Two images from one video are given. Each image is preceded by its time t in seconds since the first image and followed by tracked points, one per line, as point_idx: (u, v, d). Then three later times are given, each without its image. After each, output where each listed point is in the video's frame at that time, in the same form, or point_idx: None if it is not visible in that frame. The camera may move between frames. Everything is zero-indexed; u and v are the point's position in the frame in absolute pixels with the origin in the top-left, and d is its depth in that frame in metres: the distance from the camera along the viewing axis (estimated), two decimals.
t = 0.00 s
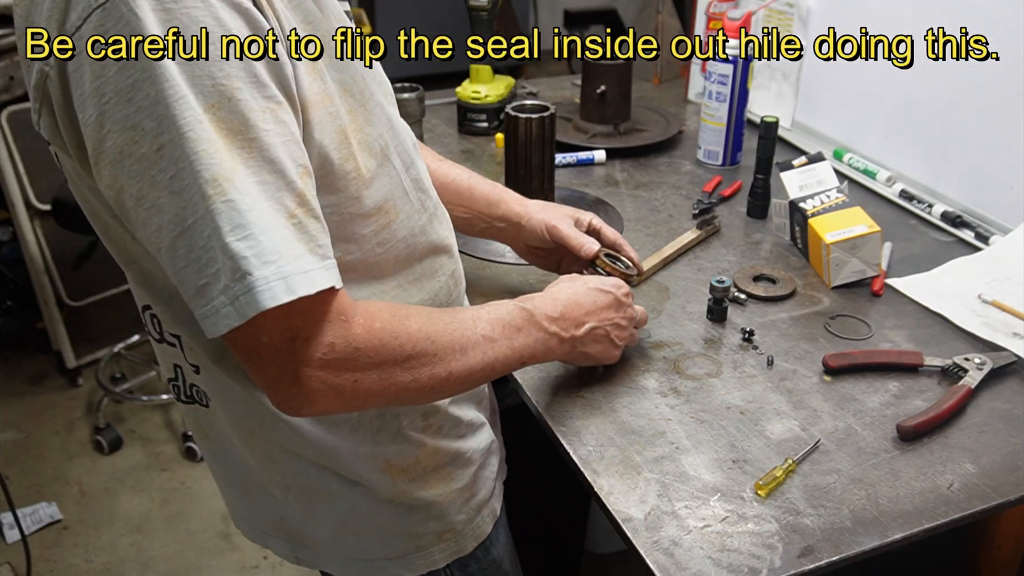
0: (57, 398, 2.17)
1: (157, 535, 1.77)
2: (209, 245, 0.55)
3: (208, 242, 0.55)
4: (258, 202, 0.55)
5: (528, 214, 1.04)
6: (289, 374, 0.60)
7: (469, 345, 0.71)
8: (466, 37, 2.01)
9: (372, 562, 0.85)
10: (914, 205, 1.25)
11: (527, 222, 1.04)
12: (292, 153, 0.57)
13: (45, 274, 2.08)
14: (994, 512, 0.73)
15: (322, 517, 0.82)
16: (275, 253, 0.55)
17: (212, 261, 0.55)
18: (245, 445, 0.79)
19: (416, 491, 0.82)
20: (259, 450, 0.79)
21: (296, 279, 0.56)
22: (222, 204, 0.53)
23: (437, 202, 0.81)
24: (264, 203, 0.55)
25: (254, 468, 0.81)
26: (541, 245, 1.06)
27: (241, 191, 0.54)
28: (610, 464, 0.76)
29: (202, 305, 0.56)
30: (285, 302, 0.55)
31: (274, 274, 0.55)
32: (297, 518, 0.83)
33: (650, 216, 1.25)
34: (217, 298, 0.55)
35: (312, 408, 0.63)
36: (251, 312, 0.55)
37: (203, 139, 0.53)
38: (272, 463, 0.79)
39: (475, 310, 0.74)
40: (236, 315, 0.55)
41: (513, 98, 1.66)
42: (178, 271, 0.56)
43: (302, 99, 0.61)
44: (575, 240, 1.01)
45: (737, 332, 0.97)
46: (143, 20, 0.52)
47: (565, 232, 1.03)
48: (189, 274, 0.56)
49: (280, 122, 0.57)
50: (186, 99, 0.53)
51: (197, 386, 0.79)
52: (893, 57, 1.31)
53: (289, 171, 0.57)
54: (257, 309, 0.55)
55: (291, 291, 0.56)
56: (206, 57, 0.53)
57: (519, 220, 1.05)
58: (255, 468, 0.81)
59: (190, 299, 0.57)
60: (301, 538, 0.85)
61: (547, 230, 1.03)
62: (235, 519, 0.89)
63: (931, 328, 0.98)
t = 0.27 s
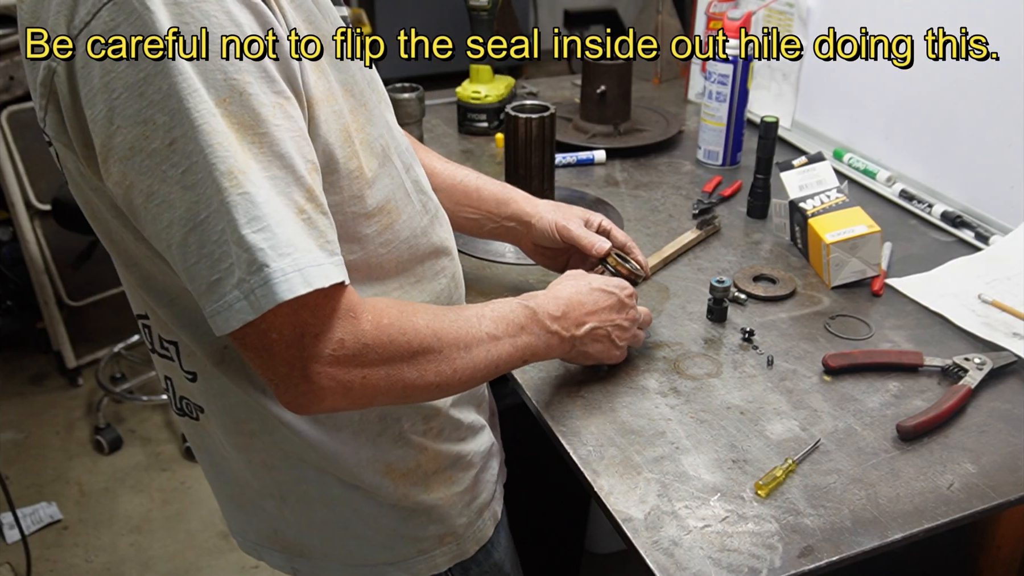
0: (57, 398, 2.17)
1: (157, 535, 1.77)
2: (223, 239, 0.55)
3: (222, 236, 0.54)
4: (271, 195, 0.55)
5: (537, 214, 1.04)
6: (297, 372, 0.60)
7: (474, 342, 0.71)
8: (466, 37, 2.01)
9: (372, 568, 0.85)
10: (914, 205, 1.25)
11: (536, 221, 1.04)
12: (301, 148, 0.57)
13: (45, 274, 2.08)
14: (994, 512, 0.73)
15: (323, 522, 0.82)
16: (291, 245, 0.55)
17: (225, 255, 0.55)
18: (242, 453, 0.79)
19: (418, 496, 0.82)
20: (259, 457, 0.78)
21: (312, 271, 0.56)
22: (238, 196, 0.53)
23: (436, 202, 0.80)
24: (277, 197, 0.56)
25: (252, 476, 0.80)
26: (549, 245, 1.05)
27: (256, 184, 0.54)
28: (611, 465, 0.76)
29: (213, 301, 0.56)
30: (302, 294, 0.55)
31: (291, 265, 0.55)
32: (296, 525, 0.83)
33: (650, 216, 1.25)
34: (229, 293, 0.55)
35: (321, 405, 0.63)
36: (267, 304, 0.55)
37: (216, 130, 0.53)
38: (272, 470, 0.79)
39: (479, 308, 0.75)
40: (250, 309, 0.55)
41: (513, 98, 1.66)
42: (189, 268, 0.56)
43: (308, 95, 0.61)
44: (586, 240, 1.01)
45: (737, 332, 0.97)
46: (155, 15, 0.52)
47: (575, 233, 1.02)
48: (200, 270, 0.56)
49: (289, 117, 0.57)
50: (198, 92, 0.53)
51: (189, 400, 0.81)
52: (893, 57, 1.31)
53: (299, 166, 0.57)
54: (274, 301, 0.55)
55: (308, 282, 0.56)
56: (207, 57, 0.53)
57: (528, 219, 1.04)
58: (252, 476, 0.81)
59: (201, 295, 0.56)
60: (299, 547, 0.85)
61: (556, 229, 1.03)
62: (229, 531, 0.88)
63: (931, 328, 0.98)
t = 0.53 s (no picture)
0: (57, 397, 2.18)
1: (157, 535, 1.77)
2: (217, 233, 0.55)
3: (216, 230, 0.54)
4: (268, 191, 0.55)
5: (522, 195, 1.04)
6: (291, 371, 0.60)
7: (468, 326, 0.70)
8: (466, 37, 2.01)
9: (364, 560, 0.85)
10: (914, 205, 1.25)
11: (520, 201, 1.04)
12: (302, 144, 0.57)
13: (45, 274, 2.08)
14: (994, 512, 0.73)
15: (314, 514, 0.82)
16: (286, 242, 0.55)
17: (219, 250, 0.55)
18: (236, 443, 0.79)
19: (409, 489, 0.82)
20: (250, 447, 0.79)
21: (307, 269, 0.56)
22: (234, 191, 0.54)
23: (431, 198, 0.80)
24: (274, 192, 0.55)
25: (244, 466, 0.81)
26: (535, 226, 1.05)
27: (253, 178, 0.54)
28: (611, 464, 0.77)
29: (204, 296, 0.56)
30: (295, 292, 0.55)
31: (285, 263, 0.55)
32: (289, 516, 0.83)
33: (650, 216, 1.25)
34: (221, 289, 0.55)
35: (319, 404, 0.63)
36: (258, 302, 0.55)
37: (216, 124, 0.53)
38: (263, 460, 0.79)
39: (471, 293, 0.74)
40: (241, 306, 0.55)
41: (513, 98, 1.66)
42: (181, 262, 0.56)
43: (310, 92, 0.61)
44: (568, 221, 1.00)
45: (737, 332, 0.97)
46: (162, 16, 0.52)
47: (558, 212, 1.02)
48: (193, 265, 0.56)
49: (290, 113, 0.57)
50: (197, 84, 0.53)
51: (186, 385, 0.80)
52: (893, 56, 1.31)
53: (300, 162, 0.57)
54: (267, 298, 0.55)
55: (302, 280, 0.56)
56: (207, 57, 0.53)
57: (513, 201, 1.04)
58: (245, 467, 0.81)
59: (193, 290, 0.56)
60: (292, 537, 0.85)
61: (540, 210, 1.03)
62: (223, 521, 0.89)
63: (931, 328, 0.98)
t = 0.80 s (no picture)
0: (57, 397, 2.18)
1: (157, 535, 1.77)
2: (218, 193, 0.54)
3: (217, 189, 0.54)
4: (277, 152, 0.54)
5: (511, 156, 1.04)
6: (293, 352, 0.59)
7: (470, 312, 0.70)
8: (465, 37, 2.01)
9: (318, 548, 0.83)
10: (914, 204, 1.25)
11: (509, 163, 1.04)
12: (318, 113, 0.57)
13: (45, 274, 2.08)
14: (994, 513, 0.73)
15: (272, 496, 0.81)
16: (290, 207, 0.55)
17: (218, 210, 0.54)
18: (203, 416, 0.79)
19: (373, 478, 0.81)
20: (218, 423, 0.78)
21: (308, 237, 0.55)
22: (242, 147, 0.53)
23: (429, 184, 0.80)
24: (283, 154, 0.55)
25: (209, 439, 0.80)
26: (522, 188, 1.05)
27: (264, 137, 0.54)
28: (611, 464, 0.77)
29: (194, 261, 0.56)
30: (293, 258, 0.55)
31: (286, 228, 0.54)
32: (248, 494, 0.82)
33: (650, 216, 1.25)
34: (212, 254, 0.55)
35: (320, 388, 0.62)
36: (251, 269, 0.54)
37: (231, 77, 0.52)
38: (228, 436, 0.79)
39: (472, 276, 0.73)
40: (231, 272, 0.55)
41: (513, 98, 1.66)
42: (175, 222, 0.56)
43: (328, 63, 0.61)
44: (559, 183, 1.01)
45: (737, 332, 0.97)
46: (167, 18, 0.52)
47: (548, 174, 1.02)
48: (188, 225, 0.55)
49: (305, 78, 0.57)
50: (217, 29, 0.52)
51: (157, 347, 0.80)
52: (893, 56, 1.31)
53: (315, 130, 0.57)
54: (262, 263, 0.54)
55: (302, 248, 0.55)
56: (206, 57, 0.52)
57: (501, 162, 1.04)
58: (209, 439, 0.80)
59: (184, 253, 0.56)
60: (248, 517, 0.84)
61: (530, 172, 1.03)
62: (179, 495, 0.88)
63: (931, 328, 0.98)
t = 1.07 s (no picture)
0: (57, 397, 2.18)
1: (157, 535, 1.77)
2: (248, 178, 0.53)
3: (249, 174, 0.53)
4: (318, 149, 0.55)
5: (502, 174, 1.04)
6: (258, 348, 0.58)
7: (432, 338, 0.70)
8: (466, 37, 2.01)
9: (279, 550, 0.82)
10: (914, 205, 1.25)
11: (502, 181, 1.04)
12: (343, 114, 0.60)
13: (45, 274, 2.07)
14: (995, 513, 0.73)
15: (237, 494, 0.80)
16: (325, 204, 0.55)
17: (244, 194, 0.54)
18: (171, 408, 0.78)
19: (343, 480, 0.80)
20: (189, 416, 0.77)
21: (337, 235, 0.56)
22: (286, 139, 0.53)
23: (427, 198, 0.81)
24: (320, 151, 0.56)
25: (176, 433, 0.79)
26: (512, 207, 1.05)
27: (309, 132, 0.54)
28: (610, 464, 0.76)
29: (205, 240, 0.54)
30: (320, 255, 0.55)
31: (318, 226, 0.55)
32: (210, 492, 0.81)
33: (650, 216, 1.25)
34: (229, 236, 0.54)
35: (271, 385, 0.61)
36: (278, 257, 0.54)
37: (288, 68, 0.53)
38: (197, 431, 0.78)
39: (444, 299, 0.73)
40: (250, 257, 0.54)
41: (513, 98, 1.66)
42: (190, 197, 0.54)
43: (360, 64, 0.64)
44: (556, 206, 1.03)
45: (737, 332, 0.97)
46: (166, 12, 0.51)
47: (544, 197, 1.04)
48: (204, 203, 0.54)
49: (343, 78, 0.59)
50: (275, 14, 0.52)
51: (128, 331, 0.80)
52: (893, 56, 1.31)
53: (337, 132, 0.59)
54: (290, 256, 0.55)
55: (331, 246, 0.56)
56: (206, 57, 0.51)
57: (492, 179, 1.04)
58: (177, 434, 0.79)
59: (192, 230, 0.55)
60: (208, 514, 0.83)
61: (524, 192, 1.04)
62: (130, 488, 0.88)
63: (931, 328, 0.98)
